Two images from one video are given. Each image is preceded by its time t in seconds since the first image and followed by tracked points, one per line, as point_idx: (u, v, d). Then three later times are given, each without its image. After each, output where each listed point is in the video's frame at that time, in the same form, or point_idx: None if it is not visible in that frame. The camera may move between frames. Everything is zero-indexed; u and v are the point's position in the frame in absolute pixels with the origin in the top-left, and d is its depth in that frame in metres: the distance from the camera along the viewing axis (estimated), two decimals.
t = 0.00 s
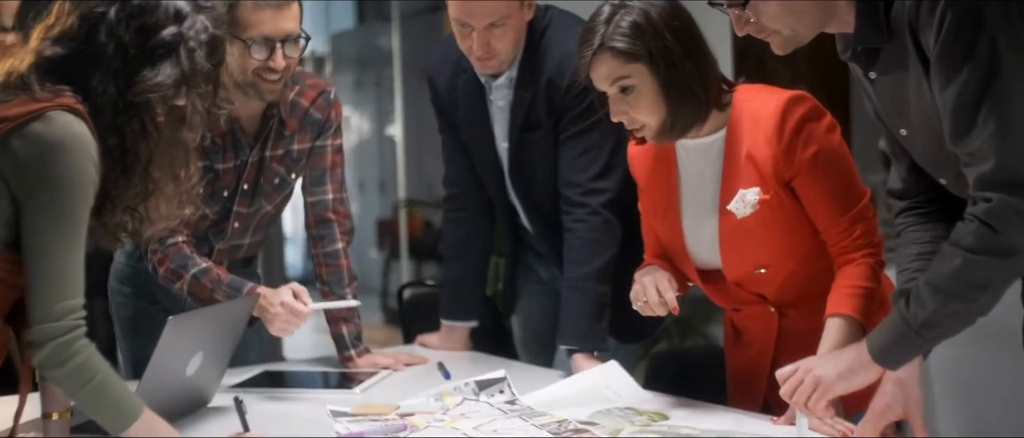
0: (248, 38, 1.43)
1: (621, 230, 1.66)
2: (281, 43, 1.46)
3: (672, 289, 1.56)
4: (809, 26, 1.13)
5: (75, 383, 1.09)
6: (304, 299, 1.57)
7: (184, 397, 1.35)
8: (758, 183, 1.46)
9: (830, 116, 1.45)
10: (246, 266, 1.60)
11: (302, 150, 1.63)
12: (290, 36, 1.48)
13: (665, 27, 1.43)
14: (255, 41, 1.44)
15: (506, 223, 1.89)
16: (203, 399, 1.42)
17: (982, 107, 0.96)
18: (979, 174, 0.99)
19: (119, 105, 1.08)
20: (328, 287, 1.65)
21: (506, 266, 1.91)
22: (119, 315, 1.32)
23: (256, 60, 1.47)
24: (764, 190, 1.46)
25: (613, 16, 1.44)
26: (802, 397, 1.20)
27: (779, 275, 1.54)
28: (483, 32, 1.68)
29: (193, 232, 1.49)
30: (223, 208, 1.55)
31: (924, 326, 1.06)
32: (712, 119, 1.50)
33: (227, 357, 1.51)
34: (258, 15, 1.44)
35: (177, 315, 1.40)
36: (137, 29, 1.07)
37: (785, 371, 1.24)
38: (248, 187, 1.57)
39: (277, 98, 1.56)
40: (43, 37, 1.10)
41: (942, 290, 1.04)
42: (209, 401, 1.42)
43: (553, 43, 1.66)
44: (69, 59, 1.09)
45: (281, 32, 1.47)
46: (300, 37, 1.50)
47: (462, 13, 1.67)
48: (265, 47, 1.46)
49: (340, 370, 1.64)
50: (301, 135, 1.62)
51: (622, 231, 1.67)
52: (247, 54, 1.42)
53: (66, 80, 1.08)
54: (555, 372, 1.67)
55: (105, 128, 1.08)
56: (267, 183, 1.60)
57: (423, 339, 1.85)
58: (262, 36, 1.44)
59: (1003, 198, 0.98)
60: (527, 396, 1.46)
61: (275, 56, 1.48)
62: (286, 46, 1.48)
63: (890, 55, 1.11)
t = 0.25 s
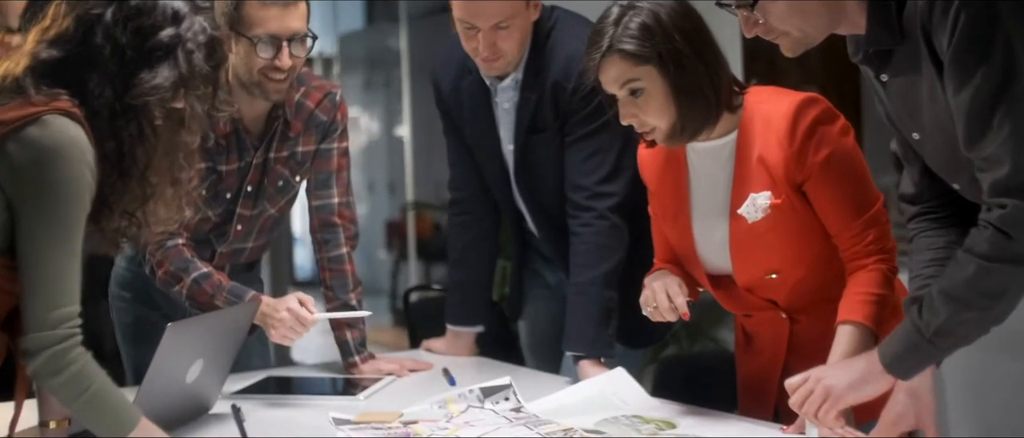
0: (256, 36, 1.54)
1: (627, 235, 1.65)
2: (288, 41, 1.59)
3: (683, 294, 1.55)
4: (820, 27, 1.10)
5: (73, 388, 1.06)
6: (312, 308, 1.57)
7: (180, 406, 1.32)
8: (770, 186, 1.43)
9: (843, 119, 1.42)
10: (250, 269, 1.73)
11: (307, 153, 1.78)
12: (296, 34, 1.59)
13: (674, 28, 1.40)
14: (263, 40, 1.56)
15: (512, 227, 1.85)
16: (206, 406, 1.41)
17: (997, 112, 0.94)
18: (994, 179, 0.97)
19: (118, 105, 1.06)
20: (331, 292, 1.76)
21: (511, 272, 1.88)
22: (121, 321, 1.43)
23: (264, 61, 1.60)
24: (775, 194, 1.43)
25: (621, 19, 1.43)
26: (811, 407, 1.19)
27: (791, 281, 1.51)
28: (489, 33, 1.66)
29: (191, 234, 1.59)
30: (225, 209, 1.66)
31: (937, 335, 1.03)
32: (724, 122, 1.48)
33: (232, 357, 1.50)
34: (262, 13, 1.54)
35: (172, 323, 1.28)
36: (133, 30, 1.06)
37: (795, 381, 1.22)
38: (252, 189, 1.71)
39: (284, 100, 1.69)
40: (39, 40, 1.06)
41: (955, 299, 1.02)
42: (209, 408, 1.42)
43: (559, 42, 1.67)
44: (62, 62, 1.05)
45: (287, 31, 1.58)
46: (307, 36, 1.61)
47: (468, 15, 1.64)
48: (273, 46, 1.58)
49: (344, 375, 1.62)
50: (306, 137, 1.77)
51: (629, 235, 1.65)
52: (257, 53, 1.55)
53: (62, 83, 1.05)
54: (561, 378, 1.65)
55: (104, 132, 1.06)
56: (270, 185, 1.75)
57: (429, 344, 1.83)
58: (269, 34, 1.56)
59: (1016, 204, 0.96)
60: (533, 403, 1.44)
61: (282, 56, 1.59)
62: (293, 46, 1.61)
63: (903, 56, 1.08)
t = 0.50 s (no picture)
0: (262, 38, 1.55)
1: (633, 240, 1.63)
2: (295, 45, 1.58)
3: (694, 301, 1.52)
4: (831, 30, 1.06)
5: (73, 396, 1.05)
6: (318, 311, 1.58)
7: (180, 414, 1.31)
8: (783, 191, 1.41)
9: (858, 123, 1.39)
10: (253, 275, 1.75)
11: (312, 156, 1.75)
12: (303, 37, 1.59)
13: (684, 30, 1.38)
14: (269, 43, 1.57)
15: (519, 233, 1.83)
16: (207, 414, 1.40)
17: (1013, 117, 0.91)
18: (1010, 187, 0.95)
19: (116, 107, 1.06)
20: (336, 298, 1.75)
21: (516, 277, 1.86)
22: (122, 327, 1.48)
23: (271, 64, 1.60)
24: (788, 199, 1.40)
25: (630, 22, 1.41)
26: (822, 420, 1.15)
27: (805, 288, 1.48)
28: (495, 36, 1.63)
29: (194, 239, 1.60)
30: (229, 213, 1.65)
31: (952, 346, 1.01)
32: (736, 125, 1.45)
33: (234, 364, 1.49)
34: (269, 15, 1.56)
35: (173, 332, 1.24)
36: (128, 31, 1.06)
37: (805, 391, 1.20)
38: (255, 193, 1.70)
39: (289, 103, 1.68)
40: (33, 42, 1.06)
41: (971, 309, 0.99)
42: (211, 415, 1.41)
43: (566, 45, 1.65)
44: (55, 68, 1.04)
45: (295, 34, 1.58)
46: (314, 39, 1.61)
47: (473, 19, 1.62)
48: (279, 49, 1.58)
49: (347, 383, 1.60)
50: (311, 140, 1.74)
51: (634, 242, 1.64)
52: (262, 55, 1.56)
53: (56, 86, 1.03)
54: (567, 386, 1.63)
55: (100, 137, 1.06)
56: (275, 189, 1.73)
57: (434, 351, 1.82)
58: (276, 37, 1.57)
59: None
60: (539, 412, 1.42)
61: (288, 59, 1.60)
62: (300, 49, 1.60)
63: (918, 60, 1.05)
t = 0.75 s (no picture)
0: (267, 41, 1.55)
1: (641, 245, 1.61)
2: (301, 47, 1.56)
3: (706, 308, 1.51)
4: (843, 33, 1.03)
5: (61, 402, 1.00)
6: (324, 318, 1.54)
7: (176, 420, 1.32)
8: (796, 196, 1.40)
9: (874, 127, 1.36)
10: (257, 282, 1.78)
11: (318, 160, 1.71)
12: (309, 40, 1.56)
13: (694, 33, 1.36)
14: (275, 45, 1.55)
15: (526, 238, 1.80)
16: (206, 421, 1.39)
17: None
18: None
19: (112, 106, 1.01)
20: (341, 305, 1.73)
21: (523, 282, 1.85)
22: (126, 333, 1.56)
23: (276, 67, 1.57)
24: (801, 204, 1.39)
25: (639, 26, 1.39)
26: (834, 431, 1.14)
27: (818, 295, 1.46)
28: (500, 39, 1.60)
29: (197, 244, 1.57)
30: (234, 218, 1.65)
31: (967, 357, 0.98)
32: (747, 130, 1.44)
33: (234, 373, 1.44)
34: (275, 18, 1.55)
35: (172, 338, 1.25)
36: (121, 27, 1.01)
37: (814, 403, 1.18)
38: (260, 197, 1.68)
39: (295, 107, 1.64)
40: (24, 46, 1.00)
41: (987, 319, 0.96)
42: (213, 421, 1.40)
43: (571, 47, 1.64)
44: (46, 71, 0.98)
45: (301, 37, 1.56)
46: (320, 42, 1.59)
47: (477, 22, 1.59)
48: (285, 51, 1.56)
49: (351, 390, 1.59)
50: (317, 143, 1.70)
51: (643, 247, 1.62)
52: (268, 59, 1.55)
53: (50, 89, 0.98)
54: (574, 393, 1.61)
55: (97, 140, 1.01)
56: (280, 193, 1.71)
57: (440, 357, 1.80)
58: (281, 40, 1.55)
59: None
60: (545, 420, 1.41)
61: (295, 61, 1.57)
62: (305, 51, 1.57)
63: (931, 63, 1.02)
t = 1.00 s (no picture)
0: (276, 43, 1.51)
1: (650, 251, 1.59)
2: (310, 49, 1.53)
3: (720, 315, 1.50)
4: (856, 34, 1.01)
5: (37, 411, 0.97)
6: (330, 339, 1.56)
7: (174, 426, 1.32)
8: (812, 201, 1.38)
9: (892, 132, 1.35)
10: (263, 287, 1.67)
11: (326, 162, 1.71)
12: (319, 42, 1.54)
13: (707, 35, 1.33)
14: (284, 47, 1.52)
15: (534, 242, 1.79)
16: (208, 428, 1.38)
17: None
18: None
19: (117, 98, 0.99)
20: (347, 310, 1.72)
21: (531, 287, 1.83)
22: (130, 340, 1.47)
23: (285, 68, 1.55)
24: (817, 209, 1.38)
25: (650, 27, 1.36)
26: None
27: (834, 301, 1.45)
28: (508, 41, 1.58)
29: (208, 249, 1.56)
30: (241, 222, 1.61)
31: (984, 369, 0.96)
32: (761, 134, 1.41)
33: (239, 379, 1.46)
34: (283, 19, 1.51)
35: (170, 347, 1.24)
36: (117, 23, 0.99)
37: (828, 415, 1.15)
38: (270, 201, 1.65)
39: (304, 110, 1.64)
40: (10, 45, 0.98)
41: (1003, 330, 0.94)
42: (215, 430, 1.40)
43: (581, 48, 1.62)
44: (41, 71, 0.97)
45: (310, 38, 1.53)
46: (330, 44, 1.56)
47: (484, 23, 1.57)
48: (294, 53, 1.53)
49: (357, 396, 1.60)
50: (326, 146, 1.70)
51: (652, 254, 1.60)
52: (277, 61, 1.53)
53: (44, 89, 0.96)
54: (581, 400, 1.59)
55: (98, 138, 0.99)
56: (288, 197, 1.67)
57: (447, 361, 1.79)
58: (290, 41, 1.52)
59: None
60: (552, 429, 1.41)
61: (304, 64, 1.55)
62: (315, 53, 1.55)
63: (947, 65, 1.00)
